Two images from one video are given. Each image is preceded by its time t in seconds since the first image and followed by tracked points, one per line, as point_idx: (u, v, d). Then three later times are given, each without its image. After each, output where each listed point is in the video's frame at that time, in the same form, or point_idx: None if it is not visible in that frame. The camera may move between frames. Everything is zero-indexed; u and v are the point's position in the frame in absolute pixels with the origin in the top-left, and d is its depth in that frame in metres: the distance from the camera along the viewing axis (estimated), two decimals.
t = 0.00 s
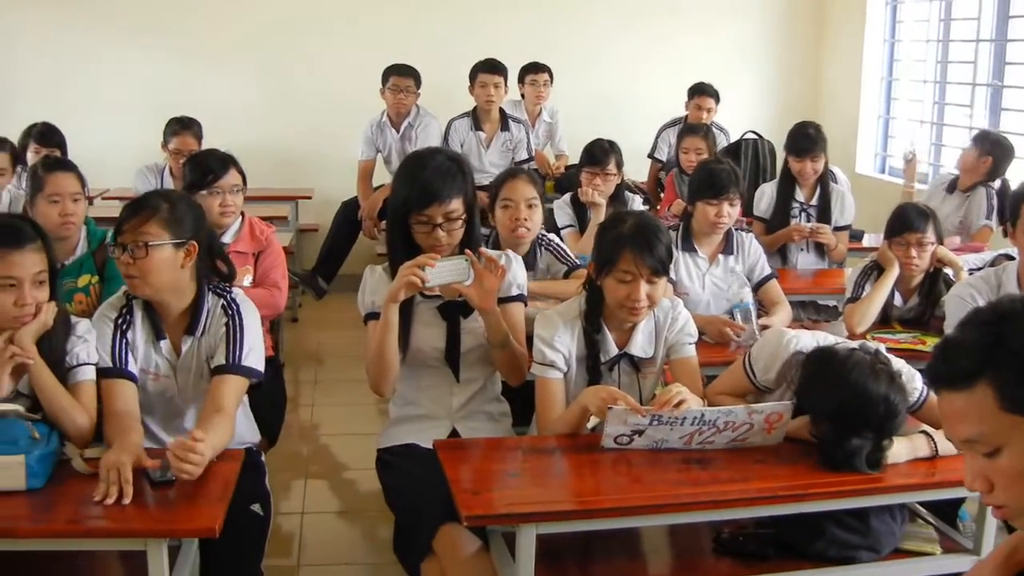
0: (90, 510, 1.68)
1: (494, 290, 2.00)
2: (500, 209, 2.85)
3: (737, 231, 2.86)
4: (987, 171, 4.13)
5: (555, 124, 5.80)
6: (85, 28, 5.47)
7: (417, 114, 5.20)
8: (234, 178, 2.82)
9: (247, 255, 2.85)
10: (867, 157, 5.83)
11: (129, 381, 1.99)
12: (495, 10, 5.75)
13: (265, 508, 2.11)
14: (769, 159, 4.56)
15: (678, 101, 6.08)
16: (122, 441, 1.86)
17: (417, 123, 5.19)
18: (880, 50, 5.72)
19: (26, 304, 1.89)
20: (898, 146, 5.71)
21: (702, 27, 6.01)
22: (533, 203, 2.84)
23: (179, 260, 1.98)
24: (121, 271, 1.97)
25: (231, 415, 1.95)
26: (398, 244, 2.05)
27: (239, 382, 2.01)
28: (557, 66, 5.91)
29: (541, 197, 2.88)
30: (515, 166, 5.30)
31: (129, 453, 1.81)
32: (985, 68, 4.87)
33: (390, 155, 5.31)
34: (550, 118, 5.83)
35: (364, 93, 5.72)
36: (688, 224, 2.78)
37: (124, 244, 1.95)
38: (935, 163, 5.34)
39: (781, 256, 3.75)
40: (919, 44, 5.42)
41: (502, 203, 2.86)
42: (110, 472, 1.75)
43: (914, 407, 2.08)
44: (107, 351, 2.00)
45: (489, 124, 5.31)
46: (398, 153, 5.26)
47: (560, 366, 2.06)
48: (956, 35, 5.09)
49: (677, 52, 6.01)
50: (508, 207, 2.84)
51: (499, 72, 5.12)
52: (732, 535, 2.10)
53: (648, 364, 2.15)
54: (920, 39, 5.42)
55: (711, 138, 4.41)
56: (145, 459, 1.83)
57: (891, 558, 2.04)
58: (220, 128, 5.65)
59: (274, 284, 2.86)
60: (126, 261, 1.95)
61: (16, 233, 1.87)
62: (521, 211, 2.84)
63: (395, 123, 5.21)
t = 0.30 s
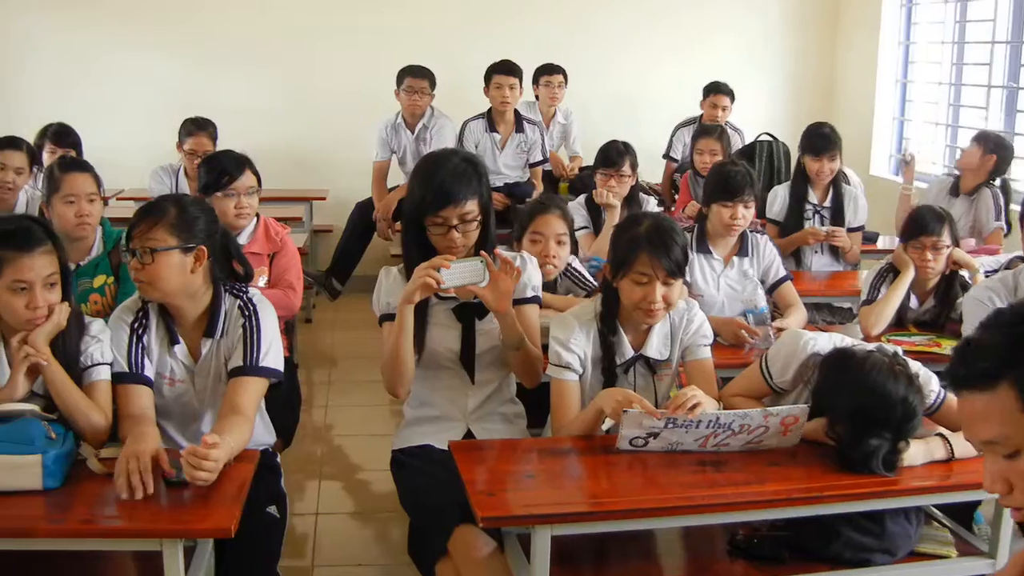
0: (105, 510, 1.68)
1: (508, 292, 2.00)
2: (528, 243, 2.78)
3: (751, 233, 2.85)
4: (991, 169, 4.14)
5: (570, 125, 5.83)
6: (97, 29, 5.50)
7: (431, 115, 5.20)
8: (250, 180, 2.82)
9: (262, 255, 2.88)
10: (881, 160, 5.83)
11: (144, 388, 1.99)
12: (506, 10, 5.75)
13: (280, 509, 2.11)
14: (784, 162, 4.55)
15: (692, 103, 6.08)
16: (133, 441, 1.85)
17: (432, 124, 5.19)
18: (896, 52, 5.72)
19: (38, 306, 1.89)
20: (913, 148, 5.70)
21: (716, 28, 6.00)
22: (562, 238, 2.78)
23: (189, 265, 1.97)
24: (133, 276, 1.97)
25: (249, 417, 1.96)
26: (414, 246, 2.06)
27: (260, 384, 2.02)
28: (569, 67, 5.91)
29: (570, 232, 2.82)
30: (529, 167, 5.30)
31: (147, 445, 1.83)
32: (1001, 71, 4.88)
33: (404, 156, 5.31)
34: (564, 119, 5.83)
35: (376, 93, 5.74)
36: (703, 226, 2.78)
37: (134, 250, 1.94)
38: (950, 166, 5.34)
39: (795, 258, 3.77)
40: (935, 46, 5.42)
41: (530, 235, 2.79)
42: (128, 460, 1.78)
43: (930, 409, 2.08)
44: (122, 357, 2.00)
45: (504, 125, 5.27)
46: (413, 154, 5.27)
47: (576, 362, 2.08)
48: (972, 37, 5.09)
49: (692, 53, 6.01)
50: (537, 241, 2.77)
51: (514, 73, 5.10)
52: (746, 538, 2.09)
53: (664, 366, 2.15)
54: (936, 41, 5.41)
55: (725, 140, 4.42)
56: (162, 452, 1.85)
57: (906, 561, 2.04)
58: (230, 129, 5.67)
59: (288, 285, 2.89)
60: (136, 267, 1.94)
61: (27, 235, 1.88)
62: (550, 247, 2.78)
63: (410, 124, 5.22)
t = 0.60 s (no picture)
0: (122, 510, 1.68)
1: (523, 293, 2.00)
2: (549, 254, 2.74)
3: (765, 234, 2.85)
4: (1002, 170, 4.14)
5: (583, 126, 5.80)
6: (109, 30, 5.53)
7: (445, 116, 5.21)
8: (261, 180, 2.82)
9: (277, 256, 2.89)
10: (895, 161, 5.81)
11: (159, 389, 1.99)
12: (514, 11, 5.76)
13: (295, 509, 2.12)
14: (797, 162, 4.54)
15: (706, 104, 6.07)
16: (156, 438, 1.85)
17: (445, 125, 5.20)
18: (910, 54, 5.71)
19: (56, 305, 1.90)
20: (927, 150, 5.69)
21: (731, 29, 6.00)
22: (583, 250, 2.74)
23: (205, 266, 1.97)
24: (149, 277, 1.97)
25: (263, 417, 1.96)
26: (428, 246, 2.06)
27: (275, 385, 2.02)
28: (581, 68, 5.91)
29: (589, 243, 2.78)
30: (545, 168, 5.30)
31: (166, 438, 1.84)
32: (1016, 72, 4.87)
33: (418, 157, 5.32)
34: (578, 120, 5.82)
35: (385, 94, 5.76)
36: (718, 227, 2.78)
37: (149, 251, 1.95)
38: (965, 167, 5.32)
39: (808, 260, 3.77)
40: (949, 47, 5.41)
41: (550, 247, 2.74)
42: (159, 461, 1.80)
43: (945, 412, 2.08)
44: (138, 360, 2.00)
45: (518, 126, 5.27)
46: (426, 155, 5.27)
47: (590, 356, 2.09)
48: (986, 38, 5.09)
49: (704, 54, 6.00)
50: (558, 252, 2.73)
51: (528, 74, 5.10)
52: (761, 539, 2.09)
53: (678, 367, 2.16)
54: (950, 42, 5.41)
55: (738, 141, 4.42)
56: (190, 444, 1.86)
57: (921, 563, 2.04)
58: (241, 129, 5.70)
59: (302, 285, 2.88)
60: (152, 267, 1.94)
61: (46, 236, 1.90)
62: (571, 258, 2.73)
63: (424, 125, 5.22)
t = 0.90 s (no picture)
0: (135, 510, 1.68)
1: (538, 292, 2.00)
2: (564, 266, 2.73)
3: (779, 233, 2.84)
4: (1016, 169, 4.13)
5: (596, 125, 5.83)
6: (120, 31, 5.57)
7: (458, 116, 5.21)
8: (272, 181, 2.82)
9: (290, 256, 2.89)
10: (908, 160, 5.80)
11: (173, 388, 2.00)
12: (523, 11, 5.77)
13: (309, 508, 2.12)
14: (811, 161, 4.53)
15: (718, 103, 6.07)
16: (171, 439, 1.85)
17: (458, 124, 5.20)
18: (923, 52, 5.70)
19: (72, 305, 1.91)
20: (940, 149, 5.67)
21: (744, 28, 6.00)
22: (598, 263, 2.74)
23: (219, 266, 1.97)
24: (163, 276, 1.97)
25: (277, 417, 1.97)
26: (442, 245, 2.06)
27: (289, 384, 2.02)
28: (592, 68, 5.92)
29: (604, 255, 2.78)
30: (557, 168, 5.30)
31: (179, 439, 1.84)
32: None
33: (430, 156, 5.32)
34: (590, 120, 5.82)
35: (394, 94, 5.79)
36: (731, 226, 2.78)
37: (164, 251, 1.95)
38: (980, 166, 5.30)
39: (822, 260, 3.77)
40: (962, 45, 5.40)
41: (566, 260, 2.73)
42: (175, 462, 1.80)
43: (959, 411, 2.07)
44: (152, 358, 2.00)
45: (530, 125, 5.27)
46: (439, 154, 5.27)
47: (603, 353, 2.09)
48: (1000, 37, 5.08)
49: (716, 53, 5.99)
50: (574, 265, 2.72)
51: (540, 73, 5.10)
52: (775, 539, 2.09)
53: (692, 365, 2.15)
54: (964, 41, 5.40)
55: (750, 140, 4.43)
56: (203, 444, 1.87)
57: (936, 563, 2.03)
58: (251, 128, 5.72)
59: (315, 285, 2.88)
60: (167, 267, 1.94)
61: (63, 235, 1.91)
62: (587, 271, 2.73)
63: (437, 125, 5.22)
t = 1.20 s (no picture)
0: (146, 509, 1.68)
1: (550, 290, 2.00)
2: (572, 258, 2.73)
3: (791, 232, 2.85)
4: None
5: (607, 124, 5.80)
6: (130, 31, 5.61)
7: (470, 114, 5.21)
8: (257, 179, 2.80)
9: (303, 255, 2.90)
10: (920, 159, 5.77)
11: (186, 385, 2.01)
12: (530, 10, 5.78)
13: (321, 507, 2.12)
14: (822, 160, 4.53)
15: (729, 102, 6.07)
16: (183, 437, 1.85)
17: (470, 123, 5.20)
18: (935, 50, 5.69)
19: (89, 302, 1.93)
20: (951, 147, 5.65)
21: (756, 27, 6.00)
22: (606, 256, 2.74)
23: (234, 265, 1.97)
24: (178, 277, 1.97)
25: (292, 416, 1.97)
26: (454, 244, 2.06)
27: (303, 384, 2.02)
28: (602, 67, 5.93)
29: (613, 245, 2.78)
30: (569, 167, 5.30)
31: (191, 441, 1.84)
32: None
33: (442, 154, 5.31)
34: (602, 118, 5.83)
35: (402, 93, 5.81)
36: (743, 225, 2.78)
37: (179, 252, 1.95)
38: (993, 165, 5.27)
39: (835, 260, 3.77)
40: (974, 43, 5.38)
41: (575, 251, 2.73)
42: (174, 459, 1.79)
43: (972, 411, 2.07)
44: (165, 355, 2.01)
45: (542, 124, 5.27)
46: (450, 152, 5.27)
47: (613, 354, 2.09)
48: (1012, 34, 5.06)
49: (727, 51, 5.99)
50: (582, 257, 2.72)
51: (552, 72, 5.09)
52: (788, 538, 2.09)
53: (702, 367, 2.15)
54: (976, 38, 5.38)
55: (762, 139, 4.43)
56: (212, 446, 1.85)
57: (949, 563, 2.03)
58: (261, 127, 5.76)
59: (328, 285, 2.91)
60: (182, 267, 1.95)
61: (79, 232, 1.93)
62: (595, 264, 2.74)
63: (448, 124, 5.22)
